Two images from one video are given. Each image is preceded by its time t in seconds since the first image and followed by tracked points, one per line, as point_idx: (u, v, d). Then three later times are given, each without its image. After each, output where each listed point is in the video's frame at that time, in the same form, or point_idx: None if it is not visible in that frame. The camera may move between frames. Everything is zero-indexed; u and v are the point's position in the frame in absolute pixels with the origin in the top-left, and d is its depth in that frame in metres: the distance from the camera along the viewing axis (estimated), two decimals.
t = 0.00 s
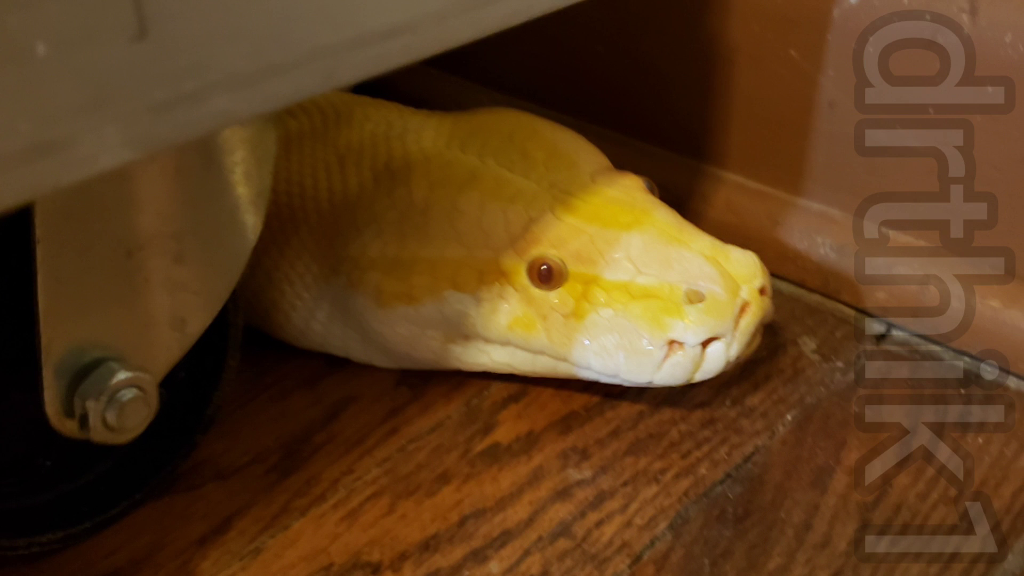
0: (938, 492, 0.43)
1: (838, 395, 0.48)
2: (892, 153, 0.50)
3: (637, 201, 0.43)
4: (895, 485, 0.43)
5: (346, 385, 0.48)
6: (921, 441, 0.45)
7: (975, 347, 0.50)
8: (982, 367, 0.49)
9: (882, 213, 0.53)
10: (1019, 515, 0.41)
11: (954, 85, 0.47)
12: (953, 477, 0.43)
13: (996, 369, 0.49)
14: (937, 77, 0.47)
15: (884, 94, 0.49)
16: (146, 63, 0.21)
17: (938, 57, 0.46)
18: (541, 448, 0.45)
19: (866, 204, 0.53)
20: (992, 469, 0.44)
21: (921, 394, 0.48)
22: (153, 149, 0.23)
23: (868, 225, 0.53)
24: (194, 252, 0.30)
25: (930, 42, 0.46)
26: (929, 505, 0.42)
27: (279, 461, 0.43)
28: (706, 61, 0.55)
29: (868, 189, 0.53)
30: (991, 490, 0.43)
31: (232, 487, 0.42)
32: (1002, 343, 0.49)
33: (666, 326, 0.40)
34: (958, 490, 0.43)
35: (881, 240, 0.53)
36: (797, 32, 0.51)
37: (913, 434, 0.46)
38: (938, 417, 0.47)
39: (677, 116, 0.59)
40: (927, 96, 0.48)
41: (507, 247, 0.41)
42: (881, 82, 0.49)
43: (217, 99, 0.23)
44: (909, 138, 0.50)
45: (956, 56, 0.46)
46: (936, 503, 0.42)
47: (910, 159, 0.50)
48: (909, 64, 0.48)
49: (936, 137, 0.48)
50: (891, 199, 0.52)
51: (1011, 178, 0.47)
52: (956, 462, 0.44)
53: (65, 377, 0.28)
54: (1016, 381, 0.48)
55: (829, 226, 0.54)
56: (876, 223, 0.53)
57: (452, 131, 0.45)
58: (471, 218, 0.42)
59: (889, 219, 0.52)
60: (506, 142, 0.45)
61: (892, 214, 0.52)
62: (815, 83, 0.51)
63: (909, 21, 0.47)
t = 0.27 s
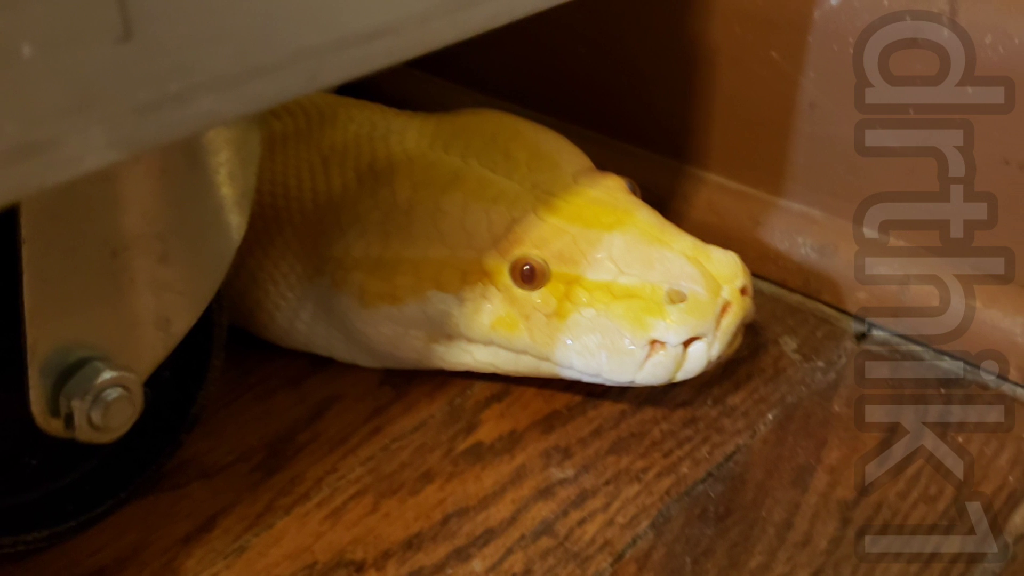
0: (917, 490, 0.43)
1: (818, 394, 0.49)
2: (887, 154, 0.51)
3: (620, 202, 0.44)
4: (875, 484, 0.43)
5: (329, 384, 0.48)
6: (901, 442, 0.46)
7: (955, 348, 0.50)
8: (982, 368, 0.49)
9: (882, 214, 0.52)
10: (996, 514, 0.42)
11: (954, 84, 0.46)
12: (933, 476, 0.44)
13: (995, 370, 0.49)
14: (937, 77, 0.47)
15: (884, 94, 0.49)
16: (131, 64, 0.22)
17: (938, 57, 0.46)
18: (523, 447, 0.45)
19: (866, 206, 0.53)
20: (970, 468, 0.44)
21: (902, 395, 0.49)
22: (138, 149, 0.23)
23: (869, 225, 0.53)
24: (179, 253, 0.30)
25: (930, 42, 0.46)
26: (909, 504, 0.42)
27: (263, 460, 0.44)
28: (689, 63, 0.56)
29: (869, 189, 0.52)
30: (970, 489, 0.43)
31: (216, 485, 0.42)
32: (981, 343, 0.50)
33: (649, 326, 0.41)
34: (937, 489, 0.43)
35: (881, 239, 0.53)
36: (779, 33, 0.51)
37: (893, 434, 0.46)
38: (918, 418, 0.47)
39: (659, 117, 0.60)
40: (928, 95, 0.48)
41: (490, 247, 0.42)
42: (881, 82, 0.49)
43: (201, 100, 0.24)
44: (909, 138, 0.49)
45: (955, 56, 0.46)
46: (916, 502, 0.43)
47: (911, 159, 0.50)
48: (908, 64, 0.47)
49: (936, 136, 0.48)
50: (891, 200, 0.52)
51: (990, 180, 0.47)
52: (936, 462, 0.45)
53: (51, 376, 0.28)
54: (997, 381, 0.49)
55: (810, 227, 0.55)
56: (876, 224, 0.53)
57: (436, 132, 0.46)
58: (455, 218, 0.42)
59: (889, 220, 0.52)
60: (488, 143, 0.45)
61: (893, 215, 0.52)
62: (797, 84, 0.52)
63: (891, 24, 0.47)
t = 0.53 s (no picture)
0: (897, 488, 0.44)
1: (799, 393, 0.49)
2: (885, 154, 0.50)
3: (602, 202, 0.44)
4: (856, 483, 0.44)
5: (313, 384, 0.49)
6: (882, 441, 0.46)
7: (935, 348, 0.51)
8: (983, 368, 0.50)
9: (882, 213, 0.52)
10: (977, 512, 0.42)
11: (954, 84, 0.46)
12: (913, 475, 0.45)
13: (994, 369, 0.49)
14: (938, 77, 0.47)
15: (885, 94, 0.49)
16: (116, 65, 0.22)
17: (938, 57, 0.46)
18: (506, 446, 0.45)
19: (867, 202, 0.52)
20: (949, 467, 0.45)
21: (883, 395, 0.49)
22: (124, 150, 0.23)
23: (869, 225, 0.53)
24: (164, 253, 0.30)
25: (931, 42, 0.46)
26: (890, 503, 0.43)
27: (247, 459, 0.44)
28: (672, 64, 0.56)
29: (873, 191, 0.52)
30: (950, 488, 0.44)
31: (201, 484, 0.42)
32: (960, 343, 0.50)
33: (631, 326, 0.41)
34: (917, 488, 0.44)
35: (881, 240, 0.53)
36: (761, 35, 0.52)
37: (873, 433, 0.47)
38: (898, 418, 0.48)
39: (642, 118, 0.60)
40: (929, 96, 0.48)
41: (473, 247, 0.42)
42: (881, 82, 0.49)
43: (186, 100, 0.24)
44: (910, 138, 0.49)
45: (956, 56, 0.46)
46: (896, 501, 0.43)
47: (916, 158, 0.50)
48: (909, 64, 0.47)
49: (937, 137, 0.48)
50: (895, 200, 0.51)
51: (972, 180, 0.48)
52: (915, 460, 0.45)
53: (36, 376, 0.28)
54: (976, 380, 0.50)
55: (792, 227, 0.55)
56: (876, 222, 0.53)
57: (419, 132, 0.46)
58: (438, 219, 0.43)
59: (891, 220, 0.52)
60: (471, 143, 0.45)
61: (894, 215, 0.52)
62: (778, 86, 0.52)
63: (888, 24, 0.47)
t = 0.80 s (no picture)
0: (876, 487, 0.44)
1: (779, 392, 0.50)
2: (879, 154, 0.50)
3: (584, 203, 0.44)
4: (837, 482, 0.45)
5: (297, 383, 0.49)
6: (861, 440, 0.47)
7: (914, 348, 0.52)
8: (983, 367, 0.50)
9: (882, 213, 0.52)
10: (957, 511, 0.43)
11: (954, 85, 0.46)
12: (894, 474, 0.45)
13: (994, 368, 0.49)
14: (938, 77, 0.47)
15: (885, 94, 0.49)
16: (101, 66, 0.22)
17: (939, 57, 0.46)
18: (488, 445, 0.46)
19: (867, 203, 0.52)
20: (928, 466, 0.46)
21: (863, 394, 0.50)
22: (108, 150, 0.23)
23: (869, 225, 0.53)
24: (149, 253, 0.31)
25: (931, 42, 0.46)
26: (870, 502, 0.44)
27: (232, 458, 0.44)
28: (654, 65, 0.57)
29: (877, 191, 0.51)
30: (930, 487, 0.44)
31: (185, 483, 0.42)
32: (939, 344, 0.51)
33: (612, 325, 0.41)
34: (897, 486, 0.44)
35: (881, 239, 0.53)
36: (743, 36, 0.52)
37: (853, 432, 0.47)
38: (878, 417, 0.48)
39: (624, 119, 0.61)
40: (929, 96, 0.47)
41: (456, 248, 0.42)
42: (881, 82, 0.48)
43: (171, 101, 0.24)
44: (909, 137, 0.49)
45: (956, 57, 0.46)
46: (877, 500, 0.44)
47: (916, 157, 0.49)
48: (909, 65, 0.47)
49: (937, 136, 0.48)
50: (895, 200, 0.51)
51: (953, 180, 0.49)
52: (895, 460, 0.46)
53: (21, 375, 0.28)
54: (955, 379, 0.51)
55: (773, 228, 0.56)
56: (876, 222, 0.52)
57: (402, 133, 0.46)
58: (420, 219, 0.43)
59: (892, 220, 0.52)
60: (454, 144, 0.46)
61: (895, 215, 0.52)
62: (759, 87, 0.53)
63: (887, 24, 0.47)
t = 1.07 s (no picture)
0: (856, 486, 0.45)
1: (759, 391, 0.51)
2: (876, 153, 0.50)
3: (565, 204, 0.45)
4: (817, 481, 0.45)
5: (281, 382, 0.49)
6: (841, 438, 0.48)
7: (895, 348, 0.53)
8: (983, 367, 0.50)
9: (882, 213, 0.52)
10: (937, 510, 0.44)
11: (954, 85, 0.46)
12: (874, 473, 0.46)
13: (994, 368, 0.50)
14: (937, 77, 0.47)
15: (885, 94, 0.49)
16: (86, 68, 0.22)
17: (938, 58, 0.46)
18: (471, 444, 0.46)
19: (867, 203, 0.52)
20: (908, 464, 0.46)
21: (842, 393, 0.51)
22: (93, 151, 0.24)
23: (869, 226, 0.53)
24: (133, 254, 0.31)
25: (931, 42, 0.46)
26: (850, 501, 0.44)
27: (216, 457, 0.44)
28: (637, 66, 0.57)
29: (879, 191, 0.51)
30: (910, 486, 0.45)
31: (170, 481, 0.42)
32: (920, 343, 0.52)
33: (594, 325, 0.42)
34: (877, 485, 0.45)
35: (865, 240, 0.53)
36: (724, 38, 0.53)
37: (833, 431, 0.48)
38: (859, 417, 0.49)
39: (606, 121, 0.61)
40: (928, 95, 0.47)
41: (439, 248, 0.43)
42: (881, 82, 0.48)
43: (156, 103, 0.24)
44: (909, 137, 0.49)
45: (956, 57, 0.46)
46: (857, 498, 0.44)
47: (908, 157, 0.50)
48: (909, 65, 0.47)
49: (937, 137, 0.48)
50: (895, 200, 0.51)
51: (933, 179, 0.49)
52: (875, 458, 0.47)
53: (6, 374, 0.28)
54: (934, 379, 0.51)
55: (754, 228, 0.57)
56: (876, 223, 0.52)
57: (385, 134, 0.47)
58: (403, 220, 0.43)
59: (892, 220, 0.52)
60: (436, 145, 0.46)
61: (895, 216, 0.51)
62: (740, 88, 0.54)
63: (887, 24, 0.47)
